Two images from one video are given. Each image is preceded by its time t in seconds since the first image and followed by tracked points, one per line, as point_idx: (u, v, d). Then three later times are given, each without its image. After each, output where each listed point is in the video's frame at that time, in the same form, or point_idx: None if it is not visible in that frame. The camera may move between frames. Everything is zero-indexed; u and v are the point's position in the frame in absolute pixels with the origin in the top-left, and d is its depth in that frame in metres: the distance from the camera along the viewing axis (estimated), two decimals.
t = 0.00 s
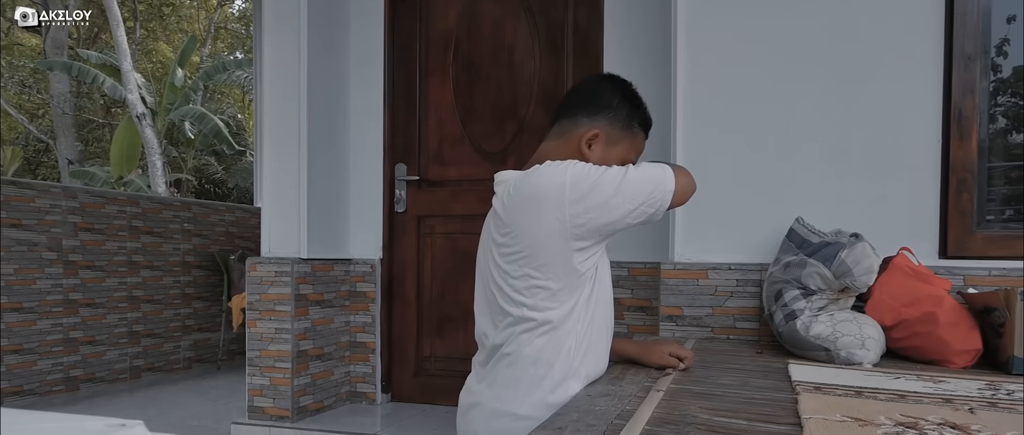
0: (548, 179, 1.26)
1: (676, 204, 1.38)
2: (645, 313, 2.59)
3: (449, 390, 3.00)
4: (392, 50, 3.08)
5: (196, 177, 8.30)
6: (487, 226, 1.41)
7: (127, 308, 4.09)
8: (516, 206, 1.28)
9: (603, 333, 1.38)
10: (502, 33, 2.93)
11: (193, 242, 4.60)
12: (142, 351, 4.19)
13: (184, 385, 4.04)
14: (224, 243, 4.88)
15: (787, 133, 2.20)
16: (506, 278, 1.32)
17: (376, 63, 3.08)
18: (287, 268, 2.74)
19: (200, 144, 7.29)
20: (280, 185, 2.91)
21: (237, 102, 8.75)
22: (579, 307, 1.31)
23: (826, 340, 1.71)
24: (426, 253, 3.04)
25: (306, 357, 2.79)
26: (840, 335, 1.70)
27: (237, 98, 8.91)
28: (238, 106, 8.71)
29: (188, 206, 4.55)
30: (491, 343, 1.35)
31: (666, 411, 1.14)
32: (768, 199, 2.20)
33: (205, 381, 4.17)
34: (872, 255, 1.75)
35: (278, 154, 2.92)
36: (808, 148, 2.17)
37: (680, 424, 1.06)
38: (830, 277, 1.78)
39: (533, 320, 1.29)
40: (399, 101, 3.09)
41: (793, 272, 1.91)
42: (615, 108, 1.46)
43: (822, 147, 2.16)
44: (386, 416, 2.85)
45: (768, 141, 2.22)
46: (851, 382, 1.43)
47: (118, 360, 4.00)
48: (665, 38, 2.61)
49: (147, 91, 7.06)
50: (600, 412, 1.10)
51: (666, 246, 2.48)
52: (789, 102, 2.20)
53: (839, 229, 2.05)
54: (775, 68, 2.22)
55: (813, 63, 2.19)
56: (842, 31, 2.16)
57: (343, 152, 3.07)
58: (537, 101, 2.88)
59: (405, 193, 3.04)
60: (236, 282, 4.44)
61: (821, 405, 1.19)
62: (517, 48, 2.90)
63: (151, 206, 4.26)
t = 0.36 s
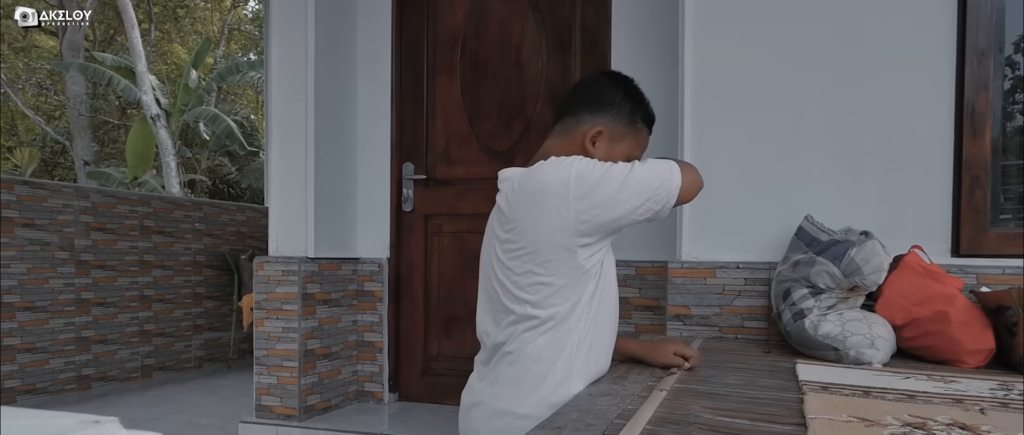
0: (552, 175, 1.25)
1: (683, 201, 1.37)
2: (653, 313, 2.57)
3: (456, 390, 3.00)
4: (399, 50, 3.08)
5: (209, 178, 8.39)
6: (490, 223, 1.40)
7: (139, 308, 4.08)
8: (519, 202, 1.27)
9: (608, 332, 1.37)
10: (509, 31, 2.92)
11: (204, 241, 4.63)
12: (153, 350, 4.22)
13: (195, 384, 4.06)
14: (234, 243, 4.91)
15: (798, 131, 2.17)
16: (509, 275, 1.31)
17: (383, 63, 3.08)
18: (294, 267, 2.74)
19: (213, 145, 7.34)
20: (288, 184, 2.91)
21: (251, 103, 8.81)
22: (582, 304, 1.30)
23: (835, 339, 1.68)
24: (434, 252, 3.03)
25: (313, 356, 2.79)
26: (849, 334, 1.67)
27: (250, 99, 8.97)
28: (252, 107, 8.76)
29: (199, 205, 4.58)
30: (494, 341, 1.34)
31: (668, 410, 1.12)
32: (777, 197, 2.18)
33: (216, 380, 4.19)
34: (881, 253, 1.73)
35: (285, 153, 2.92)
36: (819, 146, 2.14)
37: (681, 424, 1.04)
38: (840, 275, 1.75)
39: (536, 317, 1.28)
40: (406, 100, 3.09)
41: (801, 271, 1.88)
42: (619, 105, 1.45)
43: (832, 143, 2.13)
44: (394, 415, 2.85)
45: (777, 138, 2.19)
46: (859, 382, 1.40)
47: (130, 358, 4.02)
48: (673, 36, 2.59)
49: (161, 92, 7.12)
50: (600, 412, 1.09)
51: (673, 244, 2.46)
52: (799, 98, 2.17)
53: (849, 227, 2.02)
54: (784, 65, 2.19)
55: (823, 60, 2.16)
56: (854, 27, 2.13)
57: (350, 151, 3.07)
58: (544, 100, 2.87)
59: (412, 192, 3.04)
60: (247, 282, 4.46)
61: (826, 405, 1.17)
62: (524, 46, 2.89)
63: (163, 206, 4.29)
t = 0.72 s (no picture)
0: (556, 174, 1.24)
1: (688, 200, 1.35)
2: (659, 314, 2.55)
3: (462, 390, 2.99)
4: (405, 50, 3.07)
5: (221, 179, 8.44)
6: (494, 223, 1.40)
7: (149, 308, 4.08)
8: (524, 201, 1.27)
9: (611, 333, 1.35)
10: (515, 31, 2.91)
11: (213, 242, 4.65)
12: (163, 350, 4.25)
13: (203, 384, 4.08)
14: (243, 243, 4.93)
15: (805, 132, 2.15)
16: (512, 275, 1.30)
17: (389, 63, 3.08)
18: (300, 267, 2.75)
19: (224, 146, 7.39)
20: (294, 184, 2.92)
21: (262, 104, 8.86)
22: (585, 304, 1.28)
23: (842, 341, 1.66)
24: (440, 253, 3.03)
25: (319, 357, 2.79)
26: (856, 336, 1.64)
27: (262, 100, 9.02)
28: (264, 107, 8.81)
29: (208, 206, 4.61)
30: (495, 341, 1.33)
31: (669, 413, 1.11)
32: (784, 197, 2.15)
33: (225, 381, 4.21)
34: (889, 253, 1.70)
35: (292, 154, 2.93)
36: (827, 146, 2.12)
37: (681, 427, 1.03)
38: (847, 276, 1.73)
39: (538, 317, 1.27)
40: (412, 101, 3.08)
41: (808, 272, 1.86)
42: (622, 104, 1.43)
43: (840, 144, 2.10)
44: (400, 416, 2.85)
45: (784, 138, 2.17)
46: (865, 384, 1.38)
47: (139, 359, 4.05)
48: (679, 35, 2.57)
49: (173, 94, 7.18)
50: (600, 414, 1.08)
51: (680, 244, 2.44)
52: (807, 98, 2.15)
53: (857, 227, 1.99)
54: (791, 65, 2.17)
55: (831, 59, 2.13)
56: (863, 26, 2.10)
57: (356, 152, 3.07)
58: (550, 100, 2.86)
59: (418, 192, 3.04)
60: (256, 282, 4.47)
61: (831, 409, 1.15)
62: (531, 46, 2.88)
63: (172, 207, 4.31)
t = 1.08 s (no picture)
0: (558, 175, 1.24)
1: (691, 203, 1.34)
2: (666, 315, 2.54)
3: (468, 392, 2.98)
4: (412, 51, 3.07)
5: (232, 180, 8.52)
6: (496, 225, 1.39)
7: (158, 308, 4.14)
8: (525, 202, 1.26)
9: (614, 336, 1.34)
10: (522, 31, 2.90)
11: (223, 243, 4.67)
12: (173, 350, 4.27)
13: (212, 384, 4.11)
14: (253, 244, 4.95)
15: (815, 132, 2.12)
16: (513, 276, 1.29)
17: (395, 63, 3.08)
18: (306, 268, 2.75)
19: (236, 148, 7.45)
20: (300, 185, 2.92)
21: (274, 105, 8.91)
22: (586, 307, 1.27)
23: (849, 343, 1.63)
24: (446, 254, 3.02)
25: (324, 358, 2.80)
26: (863, 338, 1.62)
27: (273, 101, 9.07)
28: (276, 109, 8.86)
29: (218, 207, 4.63)
30: (496, 343, 1.32)
31: (670, 416, 1.09)
32: (791, 197, 2.13)
33: (234, 381, 4.23)
34: (898, 255, 1.68)
35: (297, 154, 2.93)
36: (836, 146, 2.09)
37: (681, 431, 1.01)
38: (854, 278, 1.71)
39: (539, 319, 1.26)
40: (419, 101, 3.08)
41: (815, 273, 1.84)
42: (627, 105, 1.42)
43: (850, 143, 2.08)
44: (406, 417, 2.85)
45: (792, 137, 2.14)
46: (871, 388, 1.36)
47: (148, 359, 4.07)
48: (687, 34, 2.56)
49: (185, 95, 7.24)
50: (599, 418, 1.06)
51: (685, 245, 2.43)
52: (816, 98, 2.12)
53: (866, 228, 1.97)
54: (801, 64, 2.14)
55: (842, 58, 2.10)
56: (874, 25, 2.07)
57: (363, 152, 3.07)
58: (556, 99, 2.85)
59: (424, 193, 3.04)
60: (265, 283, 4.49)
61: (835, 412, 1.13)
62: (537, 46, 2.87)
63: (182, 207, 4.33)
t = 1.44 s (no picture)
0: (559, 176, 1.23)
1: (693, 206, 1.33)
2: (671, 316, 2.52)
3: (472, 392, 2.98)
4: (417, 51, 3.07)
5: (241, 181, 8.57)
6: (496, 225, 1.38)
7: (166, 309, 4.19)
8: (525, 202, 1.25)
9: (614, 337, 1.32)
10: (526, 31, 2.89)
11: (230, 243, 4.70)
12: (181, 350, 4.29)
13: (219, 384, 4.13)
14: (260, 244, 4.97)
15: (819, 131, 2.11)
16: (512, 277, 1.29)
17: (400, 63, 3.07)
18: (310, 269, 2.75)
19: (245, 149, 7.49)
20: (304, 186, 2.92)
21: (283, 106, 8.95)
22: (585, 309, 1.26)
23: (854, 344, 1.63)
24: (450, 255, 3.02)
25: (328, 358, 2.80)
26: (867, 340, 1.61)
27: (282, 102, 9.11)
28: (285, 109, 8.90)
29: (225, 207, 4.65)
30: (495, 344, 1.31)
31: (668, 419, 1.08)
32: (796, 196, 2.13)
33: (241, 381, 4.25)
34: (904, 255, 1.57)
35: (302, 154, 2.93)
36: (841, 145, 2.07)
37: (678, 433, 1.00)
38: (860, 279, 1.67)
39: (538, 321, 1.26)
40: (423, 101, 3.07)
41: (820, 273, 1.85)
42: (628, 105, 1.40)
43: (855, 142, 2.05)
44: (411, 417, 2.85)
45: (795, 136, 2.14)
46: (875, 390, 1.34)
47: (157, 359, 4.11)
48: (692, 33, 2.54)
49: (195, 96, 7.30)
50: (596, 420, 1.05)
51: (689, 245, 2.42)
52: (822, 97, 2.11)
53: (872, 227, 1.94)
54: (807, 64, 2.14)
55: (846, 58, 2.09)
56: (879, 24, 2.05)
57: (368, 153, 3.07)
58: (561, 99, 2.84)
59: (429, 194, 3.03)
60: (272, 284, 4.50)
61: (837, 415, 1.12)
62: (541, 46, 2.86)
63: (190, 208, 4.36)
